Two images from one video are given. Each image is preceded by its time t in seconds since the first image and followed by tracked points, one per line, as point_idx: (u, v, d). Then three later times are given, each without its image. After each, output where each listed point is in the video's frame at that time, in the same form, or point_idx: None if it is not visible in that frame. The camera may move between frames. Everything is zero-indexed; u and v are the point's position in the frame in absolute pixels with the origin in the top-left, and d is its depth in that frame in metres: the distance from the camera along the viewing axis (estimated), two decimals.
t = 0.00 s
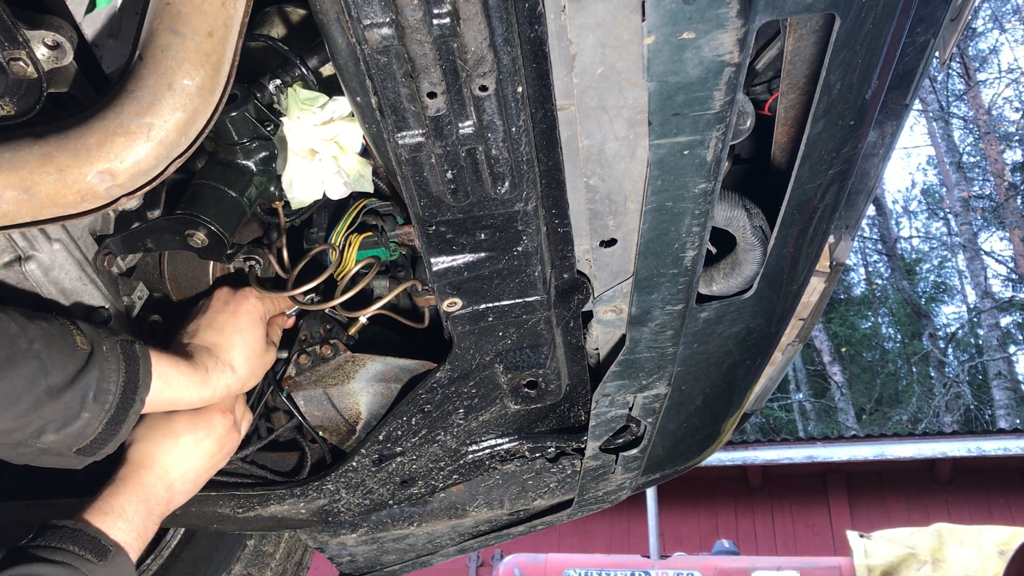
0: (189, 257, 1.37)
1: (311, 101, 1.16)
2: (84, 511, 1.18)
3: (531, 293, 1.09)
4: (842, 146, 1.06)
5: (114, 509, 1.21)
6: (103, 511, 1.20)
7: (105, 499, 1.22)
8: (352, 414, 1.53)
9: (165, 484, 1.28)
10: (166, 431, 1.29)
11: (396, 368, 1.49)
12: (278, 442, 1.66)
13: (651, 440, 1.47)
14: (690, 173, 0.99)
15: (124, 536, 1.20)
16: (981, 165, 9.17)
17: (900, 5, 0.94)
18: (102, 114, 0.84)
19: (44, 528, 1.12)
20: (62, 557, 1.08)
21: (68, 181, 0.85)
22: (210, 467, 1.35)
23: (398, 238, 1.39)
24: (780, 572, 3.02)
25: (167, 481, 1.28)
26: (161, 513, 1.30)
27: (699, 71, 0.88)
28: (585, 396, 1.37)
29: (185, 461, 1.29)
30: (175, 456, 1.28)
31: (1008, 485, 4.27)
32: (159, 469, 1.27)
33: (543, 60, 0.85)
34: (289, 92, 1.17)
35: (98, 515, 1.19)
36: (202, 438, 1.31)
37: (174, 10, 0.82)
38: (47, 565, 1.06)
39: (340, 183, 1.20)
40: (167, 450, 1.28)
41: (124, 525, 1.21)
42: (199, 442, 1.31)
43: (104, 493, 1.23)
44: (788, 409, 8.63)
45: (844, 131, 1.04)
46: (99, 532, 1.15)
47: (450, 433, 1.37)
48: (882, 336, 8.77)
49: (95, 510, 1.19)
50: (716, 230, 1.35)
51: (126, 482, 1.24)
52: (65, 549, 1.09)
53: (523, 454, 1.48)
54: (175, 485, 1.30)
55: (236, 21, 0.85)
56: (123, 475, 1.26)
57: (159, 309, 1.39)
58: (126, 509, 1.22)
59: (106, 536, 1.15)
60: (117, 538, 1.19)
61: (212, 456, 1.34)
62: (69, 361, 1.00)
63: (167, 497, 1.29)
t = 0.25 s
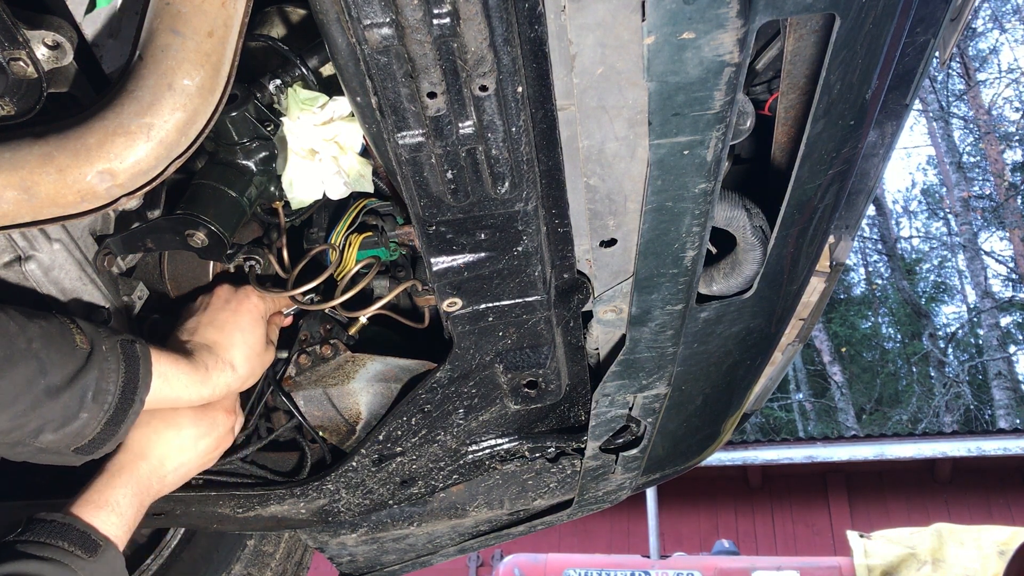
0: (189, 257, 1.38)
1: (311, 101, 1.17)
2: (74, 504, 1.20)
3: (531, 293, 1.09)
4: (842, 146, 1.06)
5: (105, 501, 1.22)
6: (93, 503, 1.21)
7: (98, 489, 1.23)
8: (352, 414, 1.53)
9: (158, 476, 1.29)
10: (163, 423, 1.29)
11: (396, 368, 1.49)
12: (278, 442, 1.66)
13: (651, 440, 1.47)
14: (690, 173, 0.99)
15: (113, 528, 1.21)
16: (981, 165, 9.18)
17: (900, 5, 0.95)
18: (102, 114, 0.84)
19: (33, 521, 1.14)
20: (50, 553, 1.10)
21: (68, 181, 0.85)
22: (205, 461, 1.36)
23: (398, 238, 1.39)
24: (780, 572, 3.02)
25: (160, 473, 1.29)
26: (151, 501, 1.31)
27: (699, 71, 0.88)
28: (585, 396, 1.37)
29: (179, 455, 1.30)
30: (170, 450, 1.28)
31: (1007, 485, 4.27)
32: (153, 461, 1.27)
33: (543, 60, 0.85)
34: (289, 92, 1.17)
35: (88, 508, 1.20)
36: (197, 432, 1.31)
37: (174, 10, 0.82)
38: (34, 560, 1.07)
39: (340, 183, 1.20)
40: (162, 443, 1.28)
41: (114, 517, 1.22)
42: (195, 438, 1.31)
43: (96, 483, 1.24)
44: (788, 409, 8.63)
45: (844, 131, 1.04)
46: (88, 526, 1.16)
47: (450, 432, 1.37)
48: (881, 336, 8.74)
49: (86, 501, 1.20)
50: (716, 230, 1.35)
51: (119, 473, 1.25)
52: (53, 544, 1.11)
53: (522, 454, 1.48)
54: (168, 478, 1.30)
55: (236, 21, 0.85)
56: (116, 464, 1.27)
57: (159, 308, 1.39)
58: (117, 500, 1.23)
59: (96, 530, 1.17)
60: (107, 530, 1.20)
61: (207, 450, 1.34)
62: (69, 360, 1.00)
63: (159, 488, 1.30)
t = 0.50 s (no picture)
0: (190, 257, 1.38)
1: (311, 101, 1.17)
2: (71, 501, 1.19)
3: (531, 293, 1.09)
4: (842, 146, 1.06)
5: (102, 499, 1.21)
6: (91, 501, 1.20)
7: (95, 486, 1.22)
8: (352, 414, 1.53)
9: (155, 472, 1.29)
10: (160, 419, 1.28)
11: (396, 368, 1.49)
12: (278, 442, 1.66)
13: (651, 440, 1.47)
14: (690, 173, 0.99)
15: (111, 525, 1.21)
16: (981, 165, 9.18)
17: (900, 5, 0.95)
18: (102, 114, 0.84)
19: (29, 519, 1.13)
20: (48, 551, 1.09)
21: (68, 181, 0.85)
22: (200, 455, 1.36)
23: (398, 238, 1.39)
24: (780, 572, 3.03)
25: (156, 469, 1.29)
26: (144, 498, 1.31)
27: (699, 71, 0.88)
28: (585, 396, 1.37)
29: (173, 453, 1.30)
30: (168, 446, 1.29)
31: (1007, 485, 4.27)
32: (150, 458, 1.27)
33: (543, 60, 0.85)
34: (289, 92, 1.17)
35: (85, 505, 1.19)
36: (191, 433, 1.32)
37: (174, 10, 0.82)
38: (34, 558, 1.07)
39: (340, 183, 1.20)
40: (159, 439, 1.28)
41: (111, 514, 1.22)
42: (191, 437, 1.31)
43: (93, 479, 1.24)
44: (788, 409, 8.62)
45: (844, 131, 1.04)
46: (86, 525, 1.16)
47: (450, 432, 1.37)
48: (881, 336, 8.76)
49: (84, 499, 1.20)
50: (716, 231, 1.35)
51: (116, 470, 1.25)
52: (51, 543, 1.10)
53: (522, 454, 1.48)
54: (164, 473, 1.31)
55: (236, 21, 0.85)
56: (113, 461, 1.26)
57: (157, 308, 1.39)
58: (115, 498, 1.23)
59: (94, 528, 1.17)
60: (104, 528, 1.20)
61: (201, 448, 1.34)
62: (69, 358, 1.00)
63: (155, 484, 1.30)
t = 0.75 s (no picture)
0: (189, 257, 1.38)
1: (311, 101, 1.17)
2: (74, 503, 1.19)
3: (531, 293, 1.09)
4: (842, 146, 1.06)
5: (105, 501, 1.21)
6: (94, 503, 1.20)
7: (97, 488, 1.22)
8: (352, 414, 1.53)
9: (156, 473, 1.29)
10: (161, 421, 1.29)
11: (396, 368, 1.49)
12: (278, 442, 1.66)
13: (651, 440, 1.47)
14: (690, 173, 0.99)
15: (114, 527, 1.21)
16: (981, 165, 9.18)
17: (900, 5, 0.95)
18: (102, 114, 0.84)
19: (30, 520, 1.12)
20: (49, 551, 1.09)
21: (68, 181, 0.85)
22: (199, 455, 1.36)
23: (398, 238, 1.39)
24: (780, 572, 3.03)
25: (157, 470, 1.29)
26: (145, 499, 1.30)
27: (699, 71, 0.88)
28: (585, 397, 1.37)
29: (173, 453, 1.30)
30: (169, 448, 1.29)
31: (1007, 485, 4.27)
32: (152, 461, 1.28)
33: (543, 60, 0.85)
34: (289, 92, 1.17)
35: (89, 507, 1.19)
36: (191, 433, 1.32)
37: (174, 10, 0.82)
38: (36, 559, 1.06)
39: (340, 183, 1.20)
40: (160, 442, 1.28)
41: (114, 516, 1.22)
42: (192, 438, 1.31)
43: (95, 482, 1.23)
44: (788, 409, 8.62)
45: (844, 131, 1.04)
46: (89, 525, 1.16)
47: (450, 433, 1.37)
48: (881, 336, 8.75)
49: (87, 501, 1.20)
50: (716, 230, 1.35)
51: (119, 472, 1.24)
52: (53, 542, 1.10)
53: (522, 454, 1.48)
54: (165, 475, 1.31)
55: (236, 21, 0.85)
56: (114, 464, 1.26)
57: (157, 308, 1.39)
58: (118, 500, 1.23)
59: (96, 529, 1.17)
60: (107, 530, 1.20)
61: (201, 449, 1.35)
62: (66, 361, 0.99)
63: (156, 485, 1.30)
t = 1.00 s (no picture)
0: (189, 257, 1.38)
1: (312, 101, 1.17)
2: (81, 495, 1.19)
3: (531, 293, 1.09)
4: (842, 146, 1.06)
5: (112, 493, 1.21)
6: (102, 495, 1.20)
7: (105, 480, 1.22)
8: (352, 414, 1.53)
9: (164, 466, 1.29)
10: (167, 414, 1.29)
11: (396, 368, 1.49)
12: (278, 441, 1.66)
13: (651, 440, 1.47)
14: (690, 172, 0.99)
15: (121, 518, 1.21)
16: (981, 165, 9.18)
17: (900, 5, 0.94)
18: (102, 115, 0.84)
19: (39, 510, 1.13)
20: (57, 540, 1.09)
21: (68, 181, 0.85)
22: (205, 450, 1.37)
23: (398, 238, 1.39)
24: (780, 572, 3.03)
25: (164, 464, 1.30)
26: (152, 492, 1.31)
27: (699, 71, 0.88)
28: (585, 397, 1.37)
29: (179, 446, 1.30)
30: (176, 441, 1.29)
31: (1007, 485, 4.27)
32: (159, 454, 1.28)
33: (543, 60, 0.85)
34: (289, 92, 1.17)
35: (96, 499, 1.19)
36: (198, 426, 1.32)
37: (174, 10, 0.82)
38: (43, 548, 1.07)
39: (340, 183, 1.20)
40: (167, 435, 1.28)
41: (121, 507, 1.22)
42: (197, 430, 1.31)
43: (101, 475, 1.24)
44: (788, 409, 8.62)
45: (844, 131, 1.04)
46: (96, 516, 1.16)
47: (450, 433, 1.37)
48: (881, 336, 8.76)
49: (95, 493, 1.20)
50: (716, 230, 1.35)
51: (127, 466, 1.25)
52: (60, 532, 1.10)
53: (522, 454, 1.48)
54: (171, 468, 1.31)
55: (236, 21, 0.85)
56: (121, 457, 1.26)
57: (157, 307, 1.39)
58: (125, 492, 1.23)
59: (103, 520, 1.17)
60: (115, 523, 1.20)
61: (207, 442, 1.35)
62: (70, 357, 1.00)
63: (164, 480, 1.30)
